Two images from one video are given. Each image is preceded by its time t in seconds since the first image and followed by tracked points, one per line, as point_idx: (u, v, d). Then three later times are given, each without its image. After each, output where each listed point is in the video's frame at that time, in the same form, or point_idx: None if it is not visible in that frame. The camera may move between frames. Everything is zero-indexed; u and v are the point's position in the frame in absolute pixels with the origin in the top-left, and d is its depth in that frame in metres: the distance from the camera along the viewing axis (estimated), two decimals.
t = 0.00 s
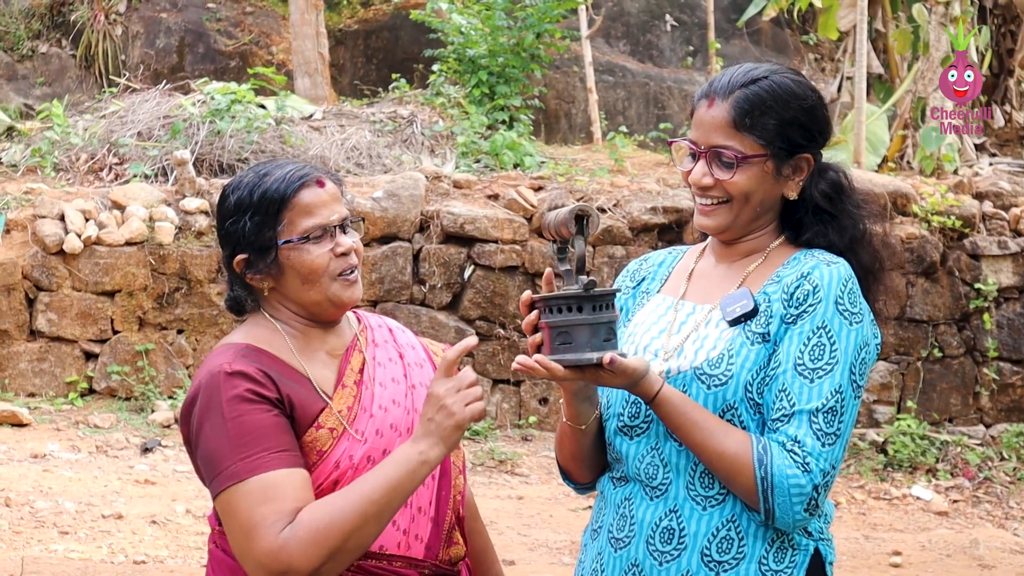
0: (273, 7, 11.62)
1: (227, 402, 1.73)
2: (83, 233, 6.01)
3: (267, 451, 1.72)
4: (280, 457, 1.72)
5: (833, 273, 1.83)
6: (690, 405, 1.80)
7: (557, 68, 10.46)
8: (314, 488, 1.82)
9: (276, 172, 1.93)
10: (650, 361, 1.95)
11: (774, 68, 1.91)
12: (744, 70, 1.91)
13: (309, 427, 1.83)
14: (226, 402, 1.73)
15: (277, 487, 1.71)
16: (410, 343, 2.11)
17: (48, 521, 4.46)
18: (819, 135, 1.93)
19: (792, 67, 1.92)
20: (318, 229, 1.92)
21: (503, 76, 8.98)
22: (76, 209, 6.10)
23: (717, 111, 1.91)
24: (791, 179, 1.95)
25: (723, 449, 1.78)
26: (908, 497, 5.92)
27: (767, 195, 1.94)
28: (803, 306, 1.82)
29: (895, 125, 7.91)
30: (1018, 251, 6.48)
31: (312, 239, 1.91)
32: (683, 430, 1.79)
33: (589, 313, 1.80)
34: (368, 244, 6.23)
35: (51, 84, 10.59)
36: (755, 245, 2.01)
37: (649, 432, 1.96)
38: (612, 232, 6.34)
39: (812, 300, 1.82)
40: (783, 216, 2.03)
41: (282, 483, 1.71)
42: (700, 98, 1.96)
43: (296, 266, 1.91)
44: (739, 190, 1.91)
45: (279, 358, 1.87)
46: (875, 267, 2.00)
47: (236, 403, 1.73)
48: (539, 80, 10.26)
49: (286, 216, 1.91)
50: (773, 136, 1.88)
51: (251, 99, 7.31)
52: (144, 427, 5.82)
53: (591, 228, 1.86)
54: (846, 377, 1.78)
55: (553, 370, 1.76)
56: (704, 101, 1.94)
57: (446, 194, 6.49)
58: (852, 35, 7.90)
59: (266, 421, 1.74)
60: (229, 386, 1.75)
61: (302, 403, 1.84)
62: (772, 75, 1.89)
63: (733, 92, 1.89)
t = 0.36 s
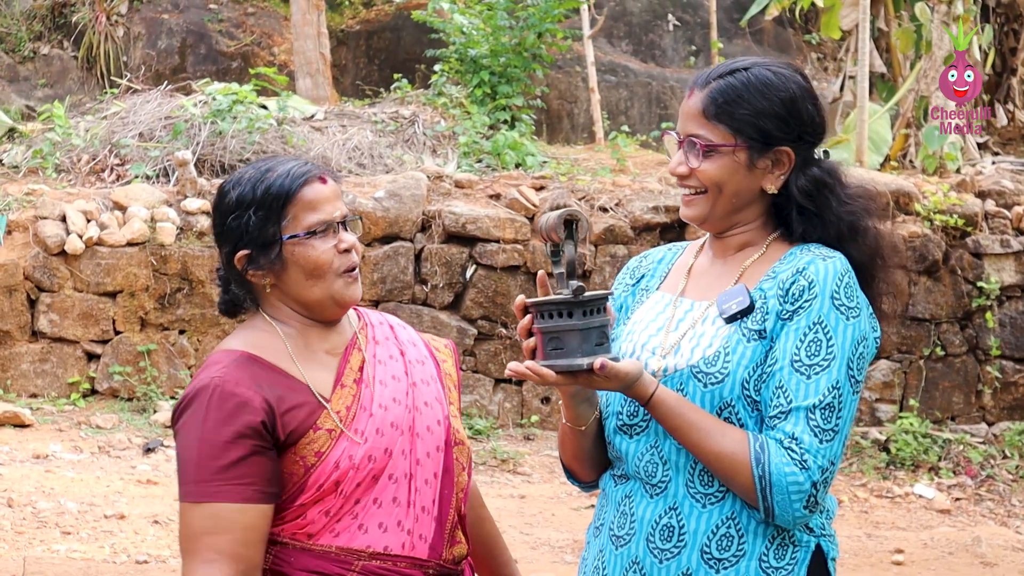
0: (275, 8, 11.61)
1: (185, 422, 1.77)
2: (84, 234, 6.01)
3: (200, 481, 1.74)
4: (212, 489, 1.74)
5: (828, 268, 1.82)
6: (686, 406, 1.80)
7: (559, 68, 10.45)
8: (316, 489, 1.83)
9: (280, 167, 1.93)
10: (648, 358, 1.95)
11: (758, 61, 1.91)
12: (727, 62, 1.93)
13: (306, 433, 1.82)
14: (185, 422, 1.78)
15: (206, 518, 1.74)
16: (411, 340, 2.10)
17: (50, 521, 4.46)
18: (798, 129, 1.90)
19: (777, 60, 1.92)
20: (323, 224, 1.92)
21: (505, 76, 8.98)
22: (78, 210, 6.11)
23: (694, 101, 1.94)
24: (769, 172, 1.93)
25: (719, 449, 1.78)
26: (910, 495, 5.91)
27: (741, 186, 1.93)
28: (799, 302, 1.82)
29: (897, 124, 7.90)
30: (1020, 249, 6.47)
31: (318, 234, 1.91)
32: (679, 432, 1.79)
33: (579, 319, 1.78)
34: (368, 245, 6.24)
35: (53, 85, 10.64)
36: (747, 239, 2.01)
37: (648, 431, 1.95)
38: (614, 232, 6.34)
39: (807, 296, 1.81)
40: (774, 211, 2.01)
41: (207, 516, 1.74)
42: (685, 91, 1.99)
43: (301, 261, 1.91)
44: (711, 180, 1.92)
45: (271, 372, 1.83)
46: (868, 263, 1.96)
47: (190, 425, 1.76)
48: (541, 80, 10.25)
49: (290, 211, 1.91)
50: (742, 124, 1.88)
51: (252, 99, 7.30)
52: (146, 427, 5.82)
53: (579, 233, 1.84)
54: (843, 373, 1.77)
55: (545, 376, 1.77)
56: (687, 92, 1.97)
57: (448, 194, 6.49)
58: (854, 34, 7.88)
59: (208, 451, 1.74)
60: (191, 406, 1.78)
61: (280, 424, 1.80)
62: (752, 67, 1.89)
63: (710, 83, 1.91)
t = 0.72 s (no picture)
0: None
1: (156, 413, 1.81)
2: (77, 227, 5.99)
3: (157, 475, 1.77)
4: (165, 484, 1.77)
5: (810, 256, 1.82)
6: (668, 400, 1.79)
7: (552, 61, 10.45)
8: (294, 488, 1.84)
9: (269, 160, 1.92)
10: (633, 352, 1.95)
11: (734, 49, 1.92)
12: (704, 52, 1.94)
13: (277, 432, 1.82)
14: (156, 413, 1.82)
15: (162, 513, 1.78)
16: (402, 331, 2.09)
17: (43, 516, 4.45)
18: (777, 115, 1.90)
19: (753, 49, 1.93)
20: (315, 216, 1.92)
21: (498, 68, 8.96)
22: (71, 204, 6.10)
23: (673, 91, 1.94)
24: (751, 159, 1.93)
25: (703, 443, 1.78)
26: (904, 487, 5.93)
27: (723, 173, 1.93)
28: (781, 291, 1.82)
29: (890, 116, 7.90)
30: (1014, 241, 6.48)
31: (313, 226, 1.91)
32: (661, 428, 1.79)
33: (555, 319, 1.77)
34: (362, 238, 6.23)
35: (46, 79, 10.59)
36: (731, 229, 2.00)
37: (635, 424, 1.95)
38: (607, 224, 6.34)
39: (790, 284, 1.81)
40: (757, 201, 2.00)
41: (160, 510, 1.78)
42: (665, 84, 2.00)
43: (296, 255, 1.91)
44: (691, 168, 1.91)
45: (244, 372, 1.83)
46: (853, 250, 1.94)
47: (157, 418, 1.80)
48: (535, 72, 10.23)
49: (284, 204, 1.90)
50: (720, 111, 1.88)
51: (245, 92, 7.28)
52: (139, 422, 5.81)
53: (553, 233, 1.84)
54: (827, 360, 1.77)
55: (523, 377, 1.76)
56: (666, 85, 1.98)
57: (441, 187, 6.49)
58: (847, 26, 7.89)
59: (167, 447, 1.77)
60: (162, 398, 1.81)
61: (245, 427, 1.80)
62: (730, 56, 1.90)
63: (688, 73, 1.92)
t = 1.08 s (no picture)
0: None
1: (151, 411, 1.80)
2: (75, 222, 5.97)
3: (151, 470, 1.76)
4: (160, 479, 1.75)
5: (799, 248, 1.82)
6: (659, 397, 1.78)
7: (552, 55, 10.42)
8: (289, 483, 1.84)
9: (248, 163, 1.90)
10: (622, 347, 1.94)
11: (721, 42, 1.92)
12: (691, 45, 1.94)
13: (275, 426, 1.83)
14: (150, 411, 1.81)
15: (156, 508, 1.75)
16: (399, 325, 2.08)
17: (41, 511, 4.44)
18: (768, 104, 1.90)
19: (742, 41, 1.93)
20: (296, 220, 1.90)
21: (498, 63, 8.93)
22: (69, 198, 6.08)
23: (662, 83, 1.93)
24: (742, 149, 1.92)
25: (696, 439, 1.78)
26: (903, 482, 5.93)
27: (715, 162, 1.92)
28: (770, 284, 1.81)
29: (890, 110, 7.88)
30: (1014, 235, 6.47)
31: (293, 231, 1.90)
32: (654, 424, 1.78)
33: (544, 317, 1.76)
34: (361, 232, 6.22)
35: (45, 74, 10.57)
36: (720, 222, 1.99)
37: (625, 420, 1.95)
38: (607, 219, 6.33)
39: (779, 277, 1.80)
40: (746, 192, 2.00)
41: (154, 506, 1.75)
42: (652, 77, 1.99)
43: (278, 260, 1.90)
44: (684, 159, 1.90)
45: (238, 369, 1.83)
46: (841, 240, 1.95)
47: (152, 416, 1.79)
48: (535, 67, 10.21)
49: (263, 209, 1.89)
50: (712, 100, 1.87)
51: (244, 87, 7.27)
52: (138, 417, 5.81)
53: (542, 229, 1.83)
54: (818, 353, 1.76)
55: (512, 375, 1.75)
56: (653, 77, 1.97)
57: (440, 181, 6.48)
58: (848, 20, 7.87)
59: (162, 442, 1.76)
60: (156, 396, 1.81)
61: (240, 423, 1.80)
62: (718, 47, 1.90)
63: (677, 64, 1.92)
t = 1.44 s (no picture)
0: None
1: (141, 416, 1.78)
2: (76, 216, 5.97)
3: (154, 474, 1.73)
4: (165, 481, 1.73)
5: (796, 246, 1.81)
6: (658, 396, 1.77)
7: (555, 51, 10.40)
8: (277, 484, 1.83)
9: (234, 164, 1.88)
10: (618, 346, 1.92)
11: (719, 36, 1.92)
12: (688, 39, 1.93)
13: (263, 425, 1.82)
14: (141, 416, 1.78)
15: (173, 510, 1.73)
16: (394, 323, 2.06)
17: (41, 506, 4.44)
18: (771, 95, 1.91)
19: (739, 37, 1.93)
20: (278, 224, 1.88)
21: (500, 58, 8.90)
22: (70, 192, 6.08)
23: (665, 76, 1.90)
24: (745, 141, 1.92)
25: (696, 438, 1.76)
26: (905, 479, 5.92)
27: (722, 154, 1.91)
28: (768, 282, 1.80)
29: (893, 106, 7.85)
30: (1017, 233, 6.45)
31: (275, 235, 1.88)
32: (654, 424, 1.76)
33: (544, 316, 1.73)
34: (362, 227, 6.21)
35: (48, 68, 10.56)
36: (717, 217, 1.97)
37: (623, 419, 1.93)
38: (608, 215, 6.31)
39: (777, 274, 1.79)
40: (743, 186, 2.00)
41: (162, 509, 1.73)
42: (648, 70, 1.96)
43: (258, 262, 1.88)
44: (691, 151, 1.88)
45: (227, 366, 1.82)
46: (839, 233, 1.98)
47: (145, 420, 1.77)
48: (537, 62, 10.18)
49: (246, 209, 1.87)
50: (720, 93, 1.86)
51: (246, 81, 7.25)
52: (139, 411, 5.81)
53: (541, 228, 1.81)
54: (817, 351, 1.75)
55: (512, 375, 1.73)
56: (652, 71, 1.94)
57: (442, 176, 6.46)
58: (850, 15, 7.84)
59: (162, 445, 1.73)
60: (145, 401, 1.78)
61: (233, 419, 1.80)
62: (718, 40, 1.90)
63: (679, 57, 1.90)
